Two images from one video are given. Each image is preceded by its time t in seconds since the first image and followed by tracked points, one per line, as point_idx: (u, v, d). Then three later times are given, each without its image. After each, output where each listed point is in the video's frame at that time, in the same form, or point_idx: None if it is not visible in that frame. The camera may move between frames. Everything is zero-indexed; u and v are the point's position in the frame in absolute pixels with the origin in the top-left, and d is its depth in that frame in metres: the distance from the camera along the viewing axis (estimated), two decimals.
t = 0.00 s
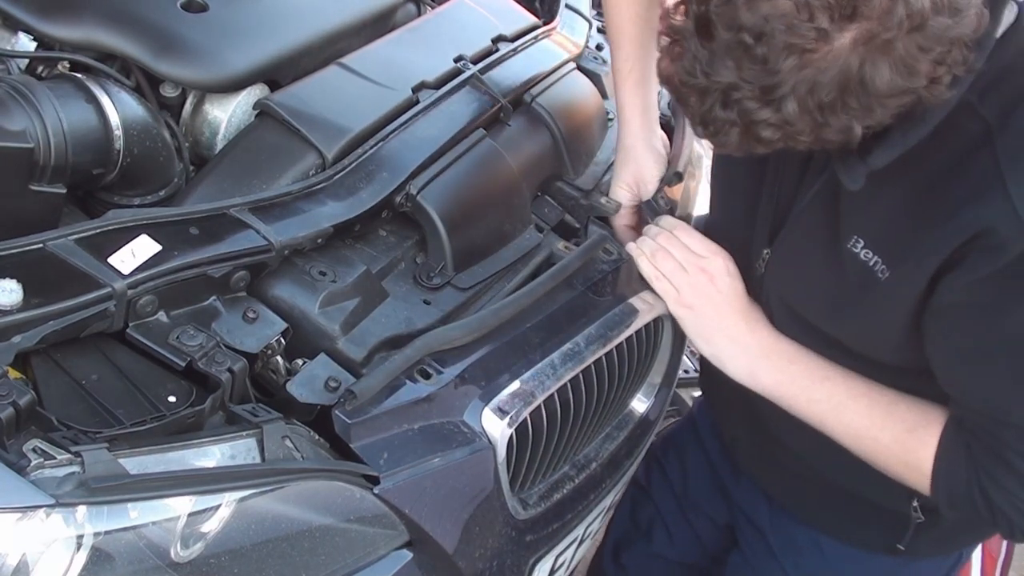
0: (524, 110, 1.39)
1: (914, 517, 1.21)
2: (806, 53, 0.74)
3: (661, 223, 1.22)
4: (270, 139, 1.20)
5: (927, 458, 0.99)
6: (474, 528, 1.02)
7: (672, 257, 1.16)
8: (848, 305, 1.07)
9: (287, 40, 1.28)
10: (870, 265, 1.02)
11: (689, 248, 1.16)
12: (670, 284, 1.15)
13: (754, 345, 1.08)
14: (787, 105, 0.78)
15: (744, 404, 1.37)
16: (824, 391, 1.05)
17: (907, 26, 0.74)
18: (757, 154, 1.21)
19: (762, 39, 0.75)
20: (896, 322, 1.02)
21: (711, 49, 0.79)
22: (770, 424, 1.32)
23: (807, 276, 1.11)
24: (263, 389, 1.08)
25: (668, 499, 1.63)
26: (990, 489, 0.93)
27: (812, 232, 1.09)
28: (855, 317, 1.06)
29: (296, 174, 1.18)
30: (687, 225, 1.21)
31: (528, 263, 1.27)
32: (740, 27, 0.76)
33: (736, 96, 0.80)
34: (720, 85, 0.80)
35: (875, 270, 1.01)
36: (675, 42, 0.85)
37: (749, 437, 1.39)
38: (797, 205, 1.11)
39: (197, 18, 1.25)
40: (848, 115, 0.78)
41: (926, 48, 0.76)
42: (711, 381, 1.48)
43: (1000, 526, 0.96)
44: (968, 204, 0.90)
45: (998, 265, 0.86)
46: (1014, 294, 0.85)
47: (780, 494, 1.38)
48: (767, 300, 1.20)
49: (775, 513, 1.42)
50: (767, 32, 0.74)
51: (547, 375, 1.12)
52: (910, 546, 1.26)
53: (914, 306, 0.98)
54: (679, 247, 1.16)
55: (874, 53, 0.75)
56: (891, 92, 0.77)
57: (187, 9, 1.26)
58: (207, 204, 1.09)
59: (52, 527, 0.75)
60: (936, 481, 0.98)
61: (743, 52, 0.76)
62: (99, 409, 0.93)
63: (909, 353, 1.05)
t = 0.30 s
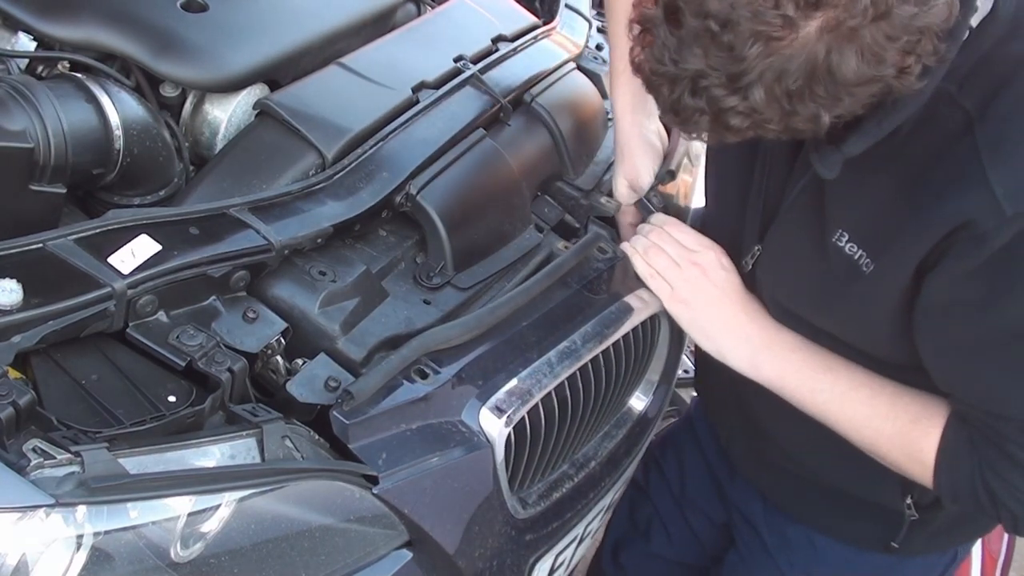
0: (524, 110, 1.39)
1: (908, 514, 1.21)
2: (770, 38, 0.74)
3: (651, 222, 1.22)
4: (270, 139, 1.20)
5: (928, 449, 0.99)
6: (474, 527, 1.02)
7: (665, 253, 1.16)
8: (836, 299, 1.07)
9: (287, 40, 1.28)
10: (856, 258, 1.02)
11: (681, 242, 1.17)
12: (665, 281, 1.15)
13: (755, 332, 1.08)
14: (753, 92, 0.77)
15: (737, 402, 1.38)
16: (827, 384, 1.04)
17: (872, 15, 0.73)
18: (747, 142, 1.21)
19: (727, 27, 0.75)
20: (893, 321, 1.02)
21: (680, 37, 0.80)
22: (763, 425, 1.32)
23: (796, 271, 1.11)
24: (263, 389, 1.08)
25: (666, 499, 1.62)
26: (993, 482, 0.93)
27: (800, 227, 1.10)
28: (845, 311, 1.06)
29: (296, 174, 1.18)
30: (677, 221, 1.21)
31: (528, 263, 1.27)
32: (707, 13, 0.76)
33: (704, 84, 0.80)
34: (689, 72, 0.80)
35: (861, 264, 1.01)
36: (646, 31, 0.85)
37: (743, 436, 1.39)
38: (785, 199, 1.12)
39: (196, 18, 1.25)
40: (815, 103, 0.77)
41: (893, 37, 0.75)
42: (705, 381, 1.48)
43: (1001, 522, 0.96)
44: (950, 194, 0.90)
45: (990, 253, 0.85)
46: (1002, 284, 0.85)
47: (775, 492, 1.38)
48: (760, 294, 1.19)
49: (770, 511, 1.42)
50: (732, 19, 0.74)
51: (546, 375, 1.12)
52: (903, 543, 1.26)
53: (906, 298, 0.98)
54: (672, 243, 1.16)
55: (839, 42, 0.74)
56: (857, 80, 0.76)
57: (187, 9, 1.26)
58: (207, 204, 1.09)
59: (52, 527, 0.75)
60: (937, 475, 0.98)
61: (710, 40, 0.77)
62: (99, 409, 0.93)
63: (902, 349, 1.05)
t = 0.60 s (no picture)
0: (524, 109, 1.39)
1: (907, 516, 1.21)
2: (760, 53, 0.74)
3: (656, 222, 1.21)
4: (270, 140, 1.20)
5: (922, 453, 0.99)
6: (474, 527, 1.02)
7: (667, 254, 1.15)
8: (832, 307, 1.07)
9: (286, 40, 1.28)
10: (852, 263, 1.02)
11: (684, 245, 1.16)
12: (667, 282, 1.15)
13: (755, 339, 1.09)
14: (744, 106, 0.77)
15: (737, 402, 1.38)
16: (825, 389, 1.05)
17: (861, 26, 0.73)
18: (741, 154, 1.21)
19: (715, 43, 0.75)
20: (892, 322, 1.02)
21: (669, 52, 0.79)
22: (762, 428, 1.32)
23: (792, 274, 1.11)
24: (263, 389, 1.08)
25: (666, 499, 1.62)
26: (985, 486, 0.93)
27: (797, 233, 1.09)
28: (839, 313, 1.06)
29: (296, 174, 1.18)
30: (682, 225, 1.20)
31: (528, 263, 1.27)
32: (695, 28, 0.76)
33: (695, 99, 0.79)
34: (679, 87, 0.80)
35: (857, 269, 1.01)
36: (636, 46, 0.85)
37: (743, 437, 1.39)
38: (781, 204, 1.11)
39: (197, 18, 1.25)
40: (807, 115, 0.78)
41: (883, 47, 0.75)
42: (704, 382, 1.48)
43: (998, 522, 0.96)
44: (944, 201, 0.90)
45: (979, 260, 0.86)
46: (998, 285, 0.85)
47: (773, 493, 1.38)
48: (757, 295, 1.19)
49: (769, 512, 1.42)
50: (721, 34, 0.74)
51: (546, 375, 1.12)
52: (902, 544, 1.26)
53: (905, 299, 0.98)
54: (675, 245, 1.16)
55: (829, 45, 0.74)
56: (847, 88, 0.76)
57: (187, 9, 1.26)
58: (207, 204, 1.09)
59: (52, 527, 0.75)
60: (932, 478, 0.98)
61: (699, 54, 0.76)
62: (100, 409, 0.93)
63: (902, 351, 1.04)
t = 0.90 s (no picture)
0: (524, 109, 1.39)
1: (909, 516, 1.21)
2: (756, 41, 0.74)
3: (651, 222, 1.21)
4: (270, 140, 1.20)
5: (929, 447, 0.99)
6: (474, 527, 1.02)
7: (665, 254, 1.15)
8: (830, 310, 1.07)
9: (287, 40, 1.28)
10: (853, 265, 1.02)
11: (682, 244, 1.16)
12: (665, 282, 1.15)
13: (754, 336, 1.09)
14: (741, 100, 0.77)
15: (737, 401, 1.38)
16: (829, 384, 1.05)
17: (858, 18, 0.73)
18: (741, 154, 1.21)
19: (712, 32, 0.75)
20: (891, 323, 1.02)
21: (665, 44, 0.79)
22: (762, 428, 1.32)
23: (792, 274, 1.11)
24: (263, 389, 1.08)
25: (665, 500, 1.62)
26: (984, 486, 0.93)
27: (797, 233, 1.09)
28: (837, 314, 1.06)
29: (296, 174, 1.18)
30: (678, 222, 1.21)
31: (527, 263, 1.27)
32: (692, 21, 0.76)
33: (691, 92, 0.80)
34: (675, 81, 0.80)
35: (858, 271, 1.01)
36: (632, 41, 0.85)
37: (743, 438, 1.39)
38: (781, 204, 1.11)
39: (196, 18, 1.25)
40: (804, 109, 0.77)
41: (880, 41, 0.75)
42: (704, 382, 1.48)
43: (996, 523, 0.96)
44: (943, 202, 0.90)
45: (986, 258, 0.86)
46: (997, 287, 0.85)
47: (772, 493, 1.38)
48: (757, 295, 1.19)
49: (770, 512, 1.42)
50: (717, 25, 0.74)
51: (546, 374, 1.12)
52: (903, 544, 1.26)
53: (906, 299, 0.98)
54: (672, 244, 1.16)
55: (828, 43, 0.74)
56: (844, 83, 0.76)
57: (187, 9, 1.26)
58: (207, 204, 1.09)
59: (52, 527, 0.75)
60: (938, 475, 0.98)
61: (695, 47, 0.77)
62: (99, 409, 0.93)
63: (902, 352, 1.04)
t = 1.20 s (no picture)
0: (525, 109, 1.39)
1: (909, 519, 1.21)
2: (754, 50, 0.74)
3: (657, 222, 1.20)
4: (270, 140, 1.20)
5: (918, 456, 0.99)
6: (474, 527, 1.02)
7: (669, 255, 1.15)
8: (830, 311, 1.07)
9: (287, 40, 1.28)
10: (852, 267, 1.02)
11: (687, 245, 1.16)
12: (667, 281, 1.15)
13: (749, 344, 1.10)
14: (737, 107, 0.77)
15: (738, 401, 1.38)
16: (821, 389, 1.05)
17: (854, 28, 0.73)
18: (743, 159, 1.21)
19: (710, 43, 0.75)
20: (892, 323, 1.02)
21: (663, 52, 0.79)
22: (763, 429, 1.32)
23: (792, 274, 1.11)
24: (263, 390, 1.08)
25: (666, 500, 1.62)
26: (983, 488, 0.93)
27: (797, 233, 1.09)
28: (836, 314, 1.07)
29: (296, 174, 1.18)
30: (684, 224, 1.20)
31: (527, 263, 1.27)
32: (688, 29, 0.76)
33: (688, 101, 0.80)
34: (673, 88, 0.80)
35: (857, 274, 1.01)
36: (631, 47, 0.85)
37: (744, 438, 1.39)
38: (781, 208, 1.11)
39: (196, 18, 1.25)
40: (802, 117, 0.77)
41: (877, 50, 0.75)
42: (704, 382, 1.48)
43: (995, 525, 0.96)
44: (943, 205, 0.90)
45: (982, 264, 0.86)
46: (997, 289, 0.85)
47: (772, 494, 1.38)
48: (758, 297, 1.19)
49: (770, 513, 1.42)
50: (714, 34, 0.74)
51: (546, 375, 1.12)
52: (903, 546, 1.26)
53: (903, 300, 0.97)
54: (677, 245, 1.16)
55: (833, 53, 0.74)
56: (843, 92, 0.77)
57: (187, 9, 1.26)
58: (207, 204, 1.09)
59: (52, 527, 0.75)
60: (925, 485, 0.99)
61: (691, 56, 0.76)
62: (99, 409, 0.93)
63: (901, 353, 1.04)
